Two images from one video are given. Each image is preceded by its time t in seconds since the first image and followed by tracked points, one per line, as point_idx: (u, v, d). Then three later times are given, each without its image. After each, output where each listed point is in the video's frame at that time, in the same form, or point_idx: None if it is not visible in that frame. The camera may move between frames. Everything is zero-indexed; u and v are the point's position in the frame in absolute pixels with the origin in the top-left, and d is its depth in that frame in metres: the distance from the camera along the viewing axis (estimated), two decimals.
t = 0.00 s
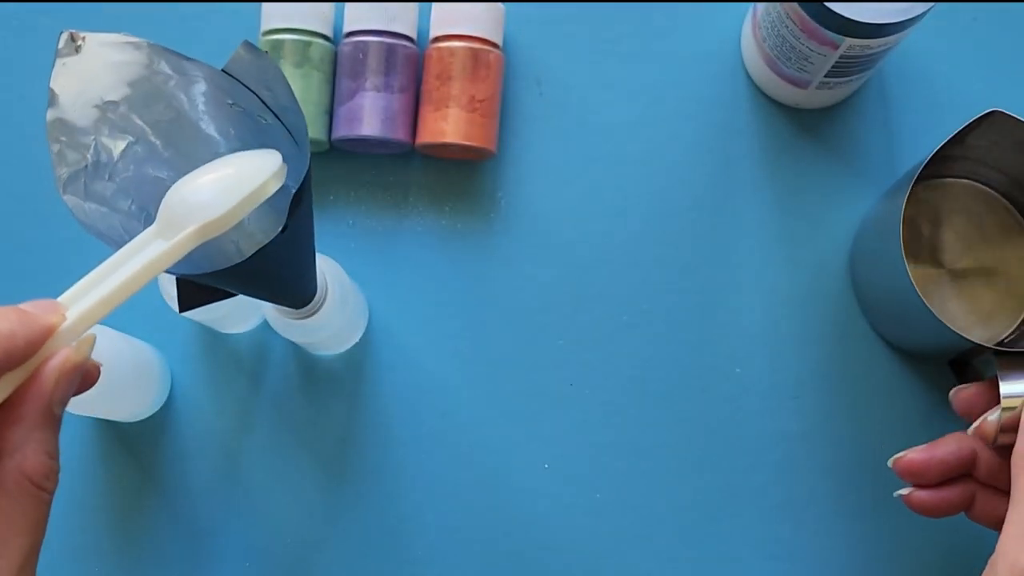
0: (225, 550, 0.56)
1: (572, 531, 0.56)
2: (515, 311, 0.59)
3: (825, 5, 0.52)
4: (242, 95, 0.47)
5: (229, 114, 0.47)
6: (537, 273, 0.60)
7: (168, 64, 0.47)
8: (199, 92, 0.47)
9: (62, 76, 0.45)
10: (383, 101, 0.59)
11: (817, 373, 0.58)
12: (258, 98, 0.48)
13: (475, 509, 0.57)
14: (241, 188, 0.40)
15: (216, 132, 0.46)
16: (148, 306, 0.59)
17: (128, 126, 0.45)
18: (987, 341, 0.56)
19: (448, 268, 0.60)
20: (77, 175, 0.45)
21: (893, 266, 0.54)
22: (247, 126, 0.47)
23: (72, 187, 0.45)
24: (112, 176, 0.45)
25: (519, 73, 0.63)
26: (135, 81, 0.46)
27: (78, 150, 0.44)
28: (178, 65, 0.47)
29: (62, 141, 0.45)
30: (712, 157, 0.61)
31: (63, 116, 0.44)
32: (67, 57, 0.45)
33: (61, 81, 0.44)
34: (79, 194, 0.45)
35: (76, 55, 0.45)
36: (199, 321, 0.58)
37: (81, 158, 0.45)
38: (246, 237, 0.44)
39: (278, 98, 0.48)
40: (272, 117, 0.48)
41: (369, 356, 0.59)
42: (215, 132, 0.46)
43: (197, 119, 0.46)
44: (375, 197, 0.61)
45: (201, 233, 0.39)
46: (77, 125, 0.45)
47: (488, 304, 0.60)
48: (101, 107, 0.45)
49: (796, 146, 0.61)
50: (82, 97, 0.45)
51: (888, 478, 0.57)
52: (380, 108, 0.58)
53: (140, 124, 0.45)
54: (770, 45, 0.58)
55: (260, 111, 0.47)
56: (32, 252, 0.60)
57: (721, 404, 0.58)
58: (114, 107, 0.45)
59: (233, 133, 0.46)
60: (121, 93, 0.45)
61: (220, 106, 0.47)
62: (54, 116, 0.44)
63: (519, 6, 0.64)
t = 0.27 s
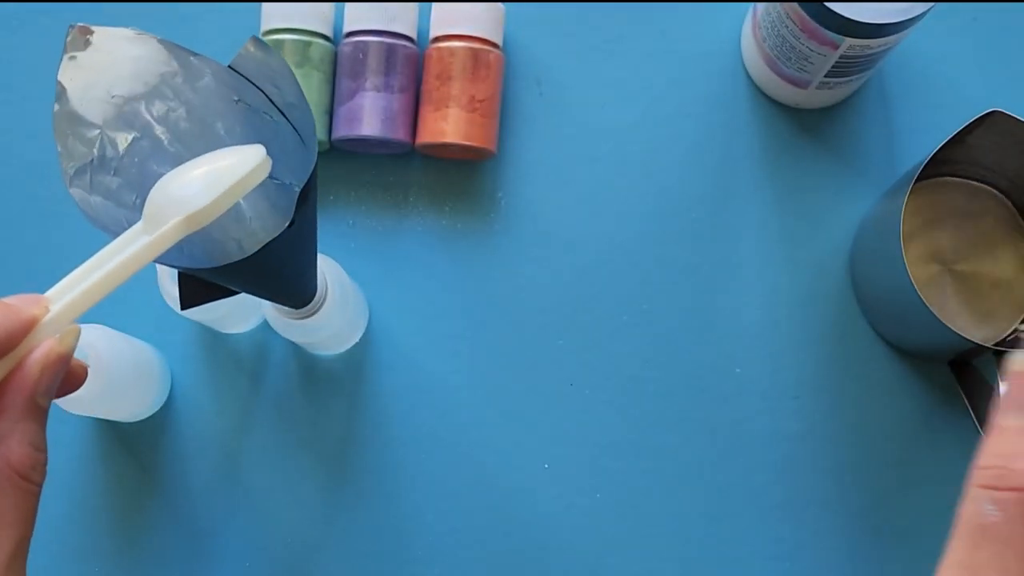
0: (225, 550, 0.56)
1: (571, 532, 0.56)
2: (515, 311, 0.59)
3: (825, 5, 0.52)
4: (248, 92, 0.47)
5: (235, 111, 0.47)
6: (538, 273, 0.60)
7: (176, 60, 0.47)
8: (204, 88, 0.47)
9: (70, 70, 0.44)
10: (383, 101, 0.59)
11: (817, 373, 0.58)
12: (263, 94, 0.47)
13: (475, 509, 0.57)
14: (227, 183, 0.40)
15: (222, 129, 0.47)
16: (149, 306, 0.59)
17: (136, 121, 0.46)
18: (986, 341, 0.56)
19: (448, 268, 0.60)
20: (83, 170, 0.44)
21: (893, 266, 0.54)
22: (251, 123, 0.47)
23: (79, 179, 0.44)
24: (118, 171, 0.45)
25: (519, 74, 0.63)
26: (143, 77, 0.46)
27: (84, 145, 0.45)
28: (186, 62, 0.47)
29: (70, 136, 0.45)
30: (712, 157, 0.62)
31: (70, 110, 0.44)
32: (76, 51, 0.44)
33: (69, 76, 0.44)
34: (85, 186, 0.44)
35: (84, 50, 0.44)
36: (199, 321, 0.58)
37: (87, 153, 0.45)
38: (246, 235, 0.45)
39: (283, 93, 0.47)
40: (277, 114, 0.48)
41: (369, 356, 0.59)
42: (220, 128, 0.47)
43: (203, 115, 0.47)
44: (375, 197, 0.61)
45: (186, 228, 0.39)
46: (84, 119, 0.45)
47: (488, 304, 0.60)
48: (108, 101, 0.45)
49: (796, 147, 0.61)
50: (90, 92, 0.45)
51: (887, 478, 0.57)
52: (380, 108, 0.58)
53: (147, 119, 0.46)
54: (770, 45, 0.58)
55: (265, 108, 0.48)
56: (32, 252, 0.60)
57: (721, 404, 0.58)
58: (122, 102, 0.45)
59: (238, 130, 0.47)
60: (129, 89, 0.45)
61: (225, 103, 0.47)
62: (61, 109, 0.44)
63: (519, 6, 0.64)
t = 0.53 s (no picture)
0: (225, 550, 0.56)
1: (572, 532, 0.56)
2: (516, 311, 0.59)
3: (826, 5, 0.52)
4: (252, 89, 0.47)
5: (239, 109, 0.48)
6: (538, 272, 0.60)
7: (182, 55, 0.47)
8: (208, 86, 0.47)
9: (74, 67, 0.44)
10: (383, 101, 0.58)
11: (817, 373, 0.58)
12: (267, 92, 0.47)
13: (475, 509, 0.57)
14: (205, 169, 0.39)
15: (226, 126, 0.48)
16: (149, 306, 0.59)
17: (139, 118, 0.46)
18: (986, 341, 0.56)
19: (448, 268, 0.60)
20: (87, 166, 0.44)
21: (893, 266, 0.54)
22: (254, 122, 0.48)
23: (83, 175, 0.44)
24: (121, 168, 0.45)
25: (519, 74, 0.63)
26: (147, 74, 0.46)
27: (88, 141, 0.45)
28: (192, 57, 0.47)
29: (73, 132, 0.44)
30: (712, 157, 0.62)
31: (73, 107, 0.44)
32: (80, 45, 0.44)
33: (73, 72, 0.44)
34: (89, 182, 0.44)
35: (88, 47, 0.44)
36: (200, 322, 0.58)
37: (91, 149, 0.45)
38: (247, 233, 0.46)
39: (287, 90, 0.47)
40: (281, 112, 0.48)
41: (369, 356, 0.59)
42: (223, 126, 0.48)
43: (206, 112, 0.48)
44: (376, 197, 0.61)
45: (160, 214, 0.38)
46: (88, 117, 0.45)
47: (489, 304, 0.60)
48: (112, 99, 0.45)
49: (795, 147, 0.61)
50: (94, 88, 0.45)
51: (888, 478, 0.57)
52: (379, 108, 0.58)
53: (149, 116, 0.47)
54: (770, 45, 0.58)
55: (269, 105, 0.47)
56: (33, 252, 0.60)
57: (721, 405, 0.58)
58: (125, 99, 0.46)
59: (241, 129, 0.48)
60: (132, 87, 0.46)
61: (229, 100, 0.48)
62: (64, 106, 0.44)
63: (518, 7, 0.64)
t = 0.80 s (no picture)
0: (225, 551, 0.56)
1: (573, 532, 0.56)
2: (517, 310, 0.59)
3: (827, 4, 0.52)
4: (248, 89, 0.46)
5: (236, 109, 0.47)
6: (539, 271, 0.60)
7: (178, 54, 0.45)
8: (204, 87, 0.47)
9: (70, 69, 0.44)
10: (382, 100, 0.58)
11: (819, 372, 0.58)
12: (263, 92, 0.46)
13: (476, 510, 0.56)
14: (140, 132, 0.39)
15: (222, 126, 0.47)
16: (148, 306, 0.59)
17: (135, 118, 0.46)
18: (988, 341, 0.55)
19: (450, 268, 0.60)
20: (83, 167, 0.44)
21: (895, 265, 0.54)
22: (251, 123, 0.47)
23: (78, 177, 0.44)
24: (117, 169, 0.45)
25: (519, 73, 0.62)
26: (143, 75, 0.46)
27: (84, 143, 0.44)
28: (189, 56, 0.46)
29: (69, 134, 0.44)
30: (713, 156, 0.61)
31: (70, 110, 0.44)
32: (76, 48, 0.43)
33: (69, 75, 0.44)
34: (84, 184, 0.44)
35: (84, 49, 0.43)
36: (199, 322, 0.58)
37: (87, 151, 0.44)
38: (245, 233, 0.46)
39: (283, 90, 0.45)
40: (278, 111, 0.46)
41: (369, 356, 0.58)
42: (219, 127, 0.47)
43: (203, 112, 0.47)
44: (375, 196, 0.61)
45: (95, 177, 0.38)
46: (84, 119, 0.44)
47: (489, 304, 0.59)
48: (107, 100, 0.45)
49: (797, 146, 0.61)
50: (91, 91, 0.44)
51: (891, 478, 0.57)
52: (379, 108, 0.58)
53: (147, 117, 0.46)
54: (771, 44, 0.58)
55: (265, 105, 0.46)
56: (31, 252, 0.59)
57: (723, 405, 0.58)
58: (121, 100, 0.46)
59: (238, 130, 0.47)
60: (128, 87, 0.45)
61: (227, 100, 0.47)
62: (59, 107, 0.44)
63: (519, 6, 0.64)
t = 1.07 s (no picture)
0: (224, 552, 0.55)
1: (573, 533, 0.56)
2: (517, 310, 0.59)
3: (829, 3, 0.52)
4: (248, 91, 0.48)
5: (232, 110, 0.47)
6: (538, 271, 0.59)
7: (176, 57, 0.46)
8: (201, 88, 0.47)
9: (65, 68, 0.44)
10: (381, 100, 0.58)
11: (820, 373, 0.58)
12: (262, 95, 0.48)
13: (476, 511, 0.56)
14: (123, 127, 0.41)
15: (218, 128, 0.47)
16: (146, 306, 0.58)
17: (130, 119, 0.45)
18: (989, 341, 0.55)
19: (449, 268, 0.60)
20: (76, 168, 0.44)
21: (896, 265, 0.54)
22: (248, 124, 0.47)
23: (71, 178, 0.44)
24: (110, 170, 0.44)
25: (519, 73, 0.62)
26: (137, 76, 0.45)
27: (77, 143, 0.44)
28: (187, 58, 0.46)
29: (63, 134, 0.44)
30: (713, 155, 0.61)
31: (65, 110, 0.44)
32: (69, 48, 0.44)
33: (64, 75, 0.44)
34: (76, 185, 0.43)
35: (79, 49, 0.44)
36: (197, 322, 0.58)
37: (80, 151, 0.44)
38: (244, 236, 0.45)
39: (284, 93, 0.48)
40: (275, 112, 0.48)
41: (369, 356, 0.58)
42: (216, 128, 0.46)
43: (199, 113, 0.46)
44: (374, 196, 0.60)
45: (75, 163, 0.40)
46: (79, 119, 0.45)
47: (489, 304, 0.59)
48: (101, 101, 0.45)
49: (798, 145, 0.61)
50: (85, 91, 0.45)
51: (892, 479, 0.57)
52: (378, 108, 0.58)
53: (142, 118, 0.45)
54: (772, 43, 0.57)
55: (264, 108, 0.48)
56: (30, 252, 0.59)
57: (723, 406, 0.57)
58: (116, 101, 0.45)
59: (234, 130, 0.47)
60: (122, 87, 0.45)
61: (221, 102, 0.47)
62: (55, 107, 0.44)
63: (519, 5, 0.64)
